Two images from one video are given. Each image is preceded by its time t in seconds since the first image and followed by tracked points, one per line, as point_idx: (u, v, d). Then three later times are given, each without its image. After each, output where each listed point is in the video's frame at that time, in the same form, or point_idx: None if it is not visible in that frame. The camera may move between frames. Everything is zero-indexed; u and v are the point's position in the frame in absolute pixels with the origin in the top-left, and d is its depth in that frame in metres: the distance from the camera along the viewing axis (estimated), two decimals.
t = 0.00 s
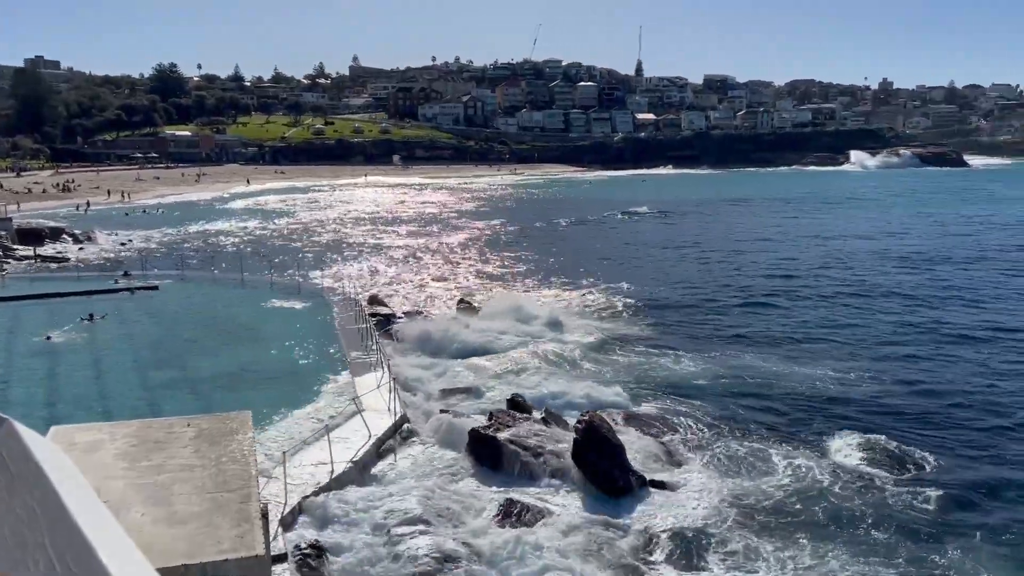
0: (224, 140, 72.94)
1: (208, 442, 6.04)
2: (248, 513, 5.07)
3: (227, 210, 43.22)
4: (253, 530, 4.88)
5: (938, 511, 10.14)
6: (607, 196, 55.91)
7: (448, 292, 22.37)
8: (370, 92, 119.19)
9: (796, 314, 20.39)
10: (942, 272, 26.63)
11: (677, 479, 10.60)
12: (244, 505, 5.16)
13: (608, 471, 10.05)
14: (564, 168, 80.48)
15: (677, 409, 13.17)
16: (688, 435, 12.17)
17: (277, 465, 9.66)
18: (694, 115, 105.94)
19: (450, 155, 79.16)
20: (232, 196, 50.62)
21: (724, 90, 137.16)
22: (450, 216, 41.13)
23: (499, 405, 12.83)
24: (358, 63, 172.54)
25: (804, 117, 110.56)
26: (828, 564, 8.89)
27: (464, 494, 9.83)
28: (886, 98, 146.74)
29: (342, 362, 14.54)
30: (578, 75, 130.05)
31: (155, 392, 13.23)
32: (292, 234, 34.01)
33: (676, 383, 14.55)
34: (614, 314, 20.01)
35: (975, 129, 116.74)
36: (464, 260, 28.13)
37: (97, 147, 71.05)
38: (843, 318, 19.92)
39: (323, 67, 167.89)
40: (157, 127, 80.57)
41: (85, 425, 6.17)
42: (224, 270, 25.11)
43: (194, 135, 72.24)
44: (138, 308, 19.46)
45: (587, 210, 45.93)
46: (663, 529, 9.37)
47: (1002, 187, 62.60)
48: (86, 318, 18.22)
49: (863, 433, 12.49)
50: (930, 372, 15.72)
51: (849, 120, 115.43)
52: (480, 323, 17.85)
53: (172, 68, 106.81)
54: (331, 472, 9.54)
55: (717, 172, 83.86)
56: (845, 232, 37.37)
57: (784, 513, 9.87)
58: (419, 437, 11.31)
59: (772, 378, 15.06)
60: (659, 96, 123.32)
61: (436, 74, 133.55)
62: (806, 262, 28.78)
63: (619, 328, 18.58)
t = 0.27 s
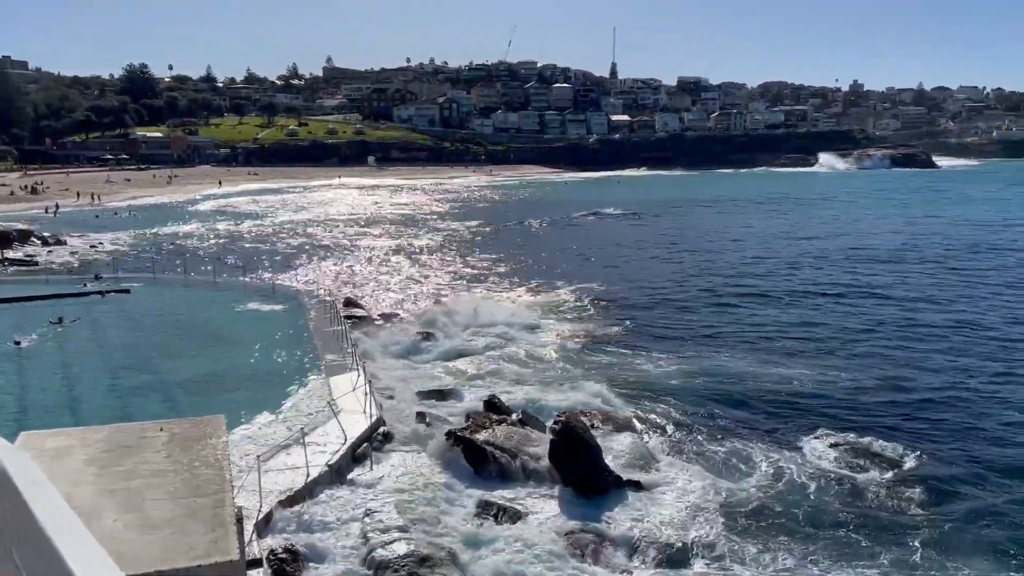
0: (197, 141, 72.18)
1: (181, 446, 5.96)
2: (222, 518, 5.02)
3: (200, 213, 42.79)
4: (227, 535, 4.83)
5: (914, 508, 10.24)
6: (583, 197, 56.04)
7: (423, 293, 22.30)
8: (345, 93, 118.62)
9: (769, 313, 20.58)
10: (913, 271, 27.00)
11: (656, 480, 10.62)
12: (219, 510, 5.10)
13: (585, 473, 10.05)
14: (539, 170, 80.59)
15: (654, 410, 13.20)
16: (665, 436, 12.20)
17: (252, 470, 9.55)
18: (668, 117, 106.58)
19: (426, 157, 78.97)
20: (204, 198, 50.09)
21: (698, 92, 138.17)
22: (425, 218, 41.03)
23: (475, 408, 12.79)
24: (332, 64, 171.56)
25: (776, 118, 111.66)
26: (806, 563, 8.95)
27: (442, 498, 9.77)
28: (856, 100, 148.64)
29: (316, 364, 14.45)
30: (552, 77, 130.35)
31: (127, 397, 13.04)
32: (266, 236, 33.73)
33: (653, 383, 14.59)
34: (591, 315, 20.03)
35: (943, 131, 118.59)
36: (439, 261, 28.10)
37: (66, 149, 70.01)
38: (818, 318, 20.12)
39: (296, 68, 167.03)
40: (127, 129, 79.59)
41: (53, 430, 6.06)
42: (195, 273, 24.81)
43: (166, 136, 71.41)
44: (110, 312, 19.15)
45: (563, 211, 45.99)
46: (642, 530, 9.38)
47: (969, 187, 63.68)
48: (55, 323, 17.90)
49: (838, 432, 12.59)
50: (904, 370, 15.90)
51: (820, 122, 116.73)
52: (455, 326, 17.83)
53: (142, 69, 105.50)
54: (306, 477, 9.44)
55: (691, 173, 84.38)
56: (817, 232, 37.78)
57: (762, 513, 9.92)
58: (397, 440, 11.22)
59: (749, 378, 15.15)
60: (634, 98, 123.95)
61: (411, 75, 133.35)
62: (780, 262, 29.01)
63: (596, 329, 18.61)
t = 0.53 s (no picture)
0: (168, 143, 71.36)
1: (153, 451, 5.89)
2: (195, 523, 4.96)
3: (171, 215, 42.31)
4: (200, 541, 4.78)
5: (890, 506, 10.35)
6: (558, 199, 56.16)
7: (399, 295, 22.24)
8: (318, 95, 117.91)
9: (743, 314, 20.76)
10: (885, 271, 27.35)
11: (635, 482, 10.64)
12: (192, 515, 5.04)
13: (562, 476, 10.06)
14: (514, 171, 80.66)
15: (632, 411, 13.23)
16: (643, 437, 12.25)
17: (226, 475, 9.43)
18: (642, 119, 107.19)
19: (400, 159, 78.71)
20: (176, 200, 49.52)
21: (671, 94, 139.13)
22: (400, 220, 40.89)
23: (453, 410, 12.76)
24: (305, 65, 170.58)
25: (748, 120, 112.73)
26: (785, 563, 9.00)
27: (422, 502, 9.72)
28: (826, 103, 150.54)
29: (291, 368, 14.35)
30: (527, 79, 130.57)
31: (99, 402, 12.85)
32: (239, 238, 33.43)
33: (631, 385, 14.64)
34: (569, 317, 20.07)
35: (911, 133, 120.46)
36: (414, 263, 28.02)
37: (34, 151, 68.87)
38: (793, 318, 20.31)
39: (269, 70, 165.80)
40: (97, 130, 78.48)
41: (21, 436, 5.96)
42: (167, 276, 24.51)
43: (136, 138, 70.49)
44: (81, 316, 18.84)
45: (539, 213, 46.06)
46: (622, 532, 9.38)
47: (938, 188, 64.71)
48: (23, 328, 17.58)
49: (814, 432, 12.71)
50: (877, 369, 16.09)
51: (792, 123, 118.04)
52: (431, 329, 17.80)
53: (112, 69, 104.07)
54: (280, 480, 9.38)
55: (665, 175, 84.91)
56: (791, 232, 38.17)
57: (741, 515, 9.98)
58: (375, 445, 11.16)
59: (725, 379, 15.25)
60: (608, 100, 124.49)
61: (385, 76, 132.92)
62: (754, 262, 29.25)
63: (574, 330, 18.64)
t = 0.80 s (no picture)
0: (139, 144, 70.46)
1: (124, 457, 5.80)
2: (168, 529, 4.90)
3: (143, 217, 41.80)
4: (173, 547, 4.71)
5: (867, 502, 10.48)
6: (533, 200, 56.27)
7: (374, 297, 22.14)
8: (292, 95, 117.12)
9: (718, 314, 20.92)
10: (858, 270, 27.71)
11: (614, 483, 10.66)
12: (164, 521, 4.97)
13: (539, 476, 10.04)
14: (489, 172, 80.65)
15: (611, 413, 13.24)
16: (621, 437, 12.28)
17: (198, 482, 9.30)
18: (617, 120, 107.71)
19: (375, 160, 78.38)
20: (147, 202, 48.91)
21: (645, 96, 139.96)
22: (374, 221, 40.72)
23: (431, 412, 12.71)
24: (277, 65, 169.31)
25: (721, 121, 113.67)
26: (767, 562, 9.08)
27: (401, 505, 9.71)
28: (797, 104, 152.17)
29: (265, 370, 14.23)
30: (502, 81, 130.67)
31: (70, 407, 12.66)
32: (212, 240, 33.10)
33: (610, 386, 14.67)
34: (545, 318, 20.09)
35: (881, 134, 122.16)
36: (390, 265, 27.91)
37: None
38: (768, 317, 20.48)
39: (241, 70, 164.47)
40: (65, 131, 77.30)
41: None
42: (138, 279, 24.20)
43: (106, 139, 69.53)
44: (50, 320, 18.55)
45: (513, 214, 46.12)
46: (601, 532, 9.42)
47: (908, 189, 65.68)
48: None
49: (790, 430, 12.83)
50: (853, 368, 16.27)
51: (764, 125, 119.17)
52: (407, 331, 17.75)
53: (80, 69, 102.59)
54: (254, 484, 9.28)
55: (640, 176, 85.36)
56: (764, 233, 38.54)
57: (722, 514, 10.05)
58: (352, 447, 11.10)
59: (704, 379, 15.32)
60: (582, 102, 124.91)
61: (359, 77, 132.31)
62: (728, 262, 29.48)
63: (552, 332, 18.63)
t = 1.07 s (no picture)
0: (109, 145, 69.51)
1: (94, 462, 5.71)
2: (139, 536, 4.83)
3: (113, 219, 41.24)
4: (145, 553, 4.64)
5: (846, 500, 10.58)
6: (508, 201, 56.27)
7: (350, 299, 22.03)
8: (264, 96, 116.19)
9: (693, 313, 21.06)
10: (832, 270, 28.04)
11: (594, 484, 10.68)
12: (135, 527, 4.90)
13: (518, 476, 10.03)
14: (464, 174, 80.58)
15: (590, 413, 13.27)
16: (598, 438, 12.31)
17: (171, 488, 9.18)
18: (591, 121, 108.13)
19: (349, 161, 77.97)
20: (118, 204, 48.26)
21: (619, 97, 140.65)
22: (349, 223, 40.52)
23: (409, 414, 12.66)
24: (250, 66, 167.95)
25: (695, 122, 114.53)
26: (750, 561, 9.14)
27: (382, 510, 9.65)
28: (769, 106, 153.73)
29: (237, 374, 14.10)
30: (476, 82, 130.67)
31: (41, 412, 12.45)
32: (185, 243, 32.74)
33: (589, 387, 14.69)
34: (522, 319, 20.09)
35: (851, 135, 123.81)
36: (365, 266, 27.78)
37: None
38: (744, 316, 20.65)
39: (213, 71, 162.99)
40: (33, 132, 76.05)
41: None
42: (109, 281, 23.88)
43: (75, 140, 68.50)
44: (17, 324, 18.25)
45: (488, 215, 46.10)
46: (583, 533, 9.44)
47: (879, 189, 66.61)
48: None
49: (766, 429, 12.94)
50: (828, 366, 16.45)
51: (737, 126, 120.25)
52: (383, 333, 17.67)
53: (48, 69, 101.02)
54: (228, 489, 9.18)
55: (615, 177, 85.74)
56: (738, 233, 38.86)
57: (704, 514, 10.10)
58: (329, 451, 11.02)
59: (683, 379, 15.40)
60: (557, 103, 125.22)
61: (333, 78, 131.60)
62: (704, 262, 29.67)
63: (528, 333, 18.64)
